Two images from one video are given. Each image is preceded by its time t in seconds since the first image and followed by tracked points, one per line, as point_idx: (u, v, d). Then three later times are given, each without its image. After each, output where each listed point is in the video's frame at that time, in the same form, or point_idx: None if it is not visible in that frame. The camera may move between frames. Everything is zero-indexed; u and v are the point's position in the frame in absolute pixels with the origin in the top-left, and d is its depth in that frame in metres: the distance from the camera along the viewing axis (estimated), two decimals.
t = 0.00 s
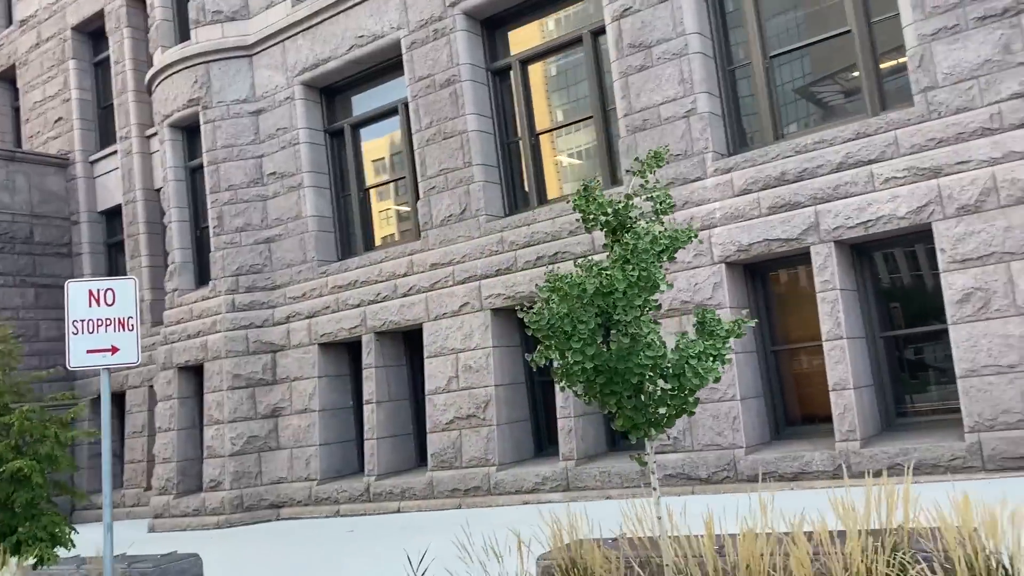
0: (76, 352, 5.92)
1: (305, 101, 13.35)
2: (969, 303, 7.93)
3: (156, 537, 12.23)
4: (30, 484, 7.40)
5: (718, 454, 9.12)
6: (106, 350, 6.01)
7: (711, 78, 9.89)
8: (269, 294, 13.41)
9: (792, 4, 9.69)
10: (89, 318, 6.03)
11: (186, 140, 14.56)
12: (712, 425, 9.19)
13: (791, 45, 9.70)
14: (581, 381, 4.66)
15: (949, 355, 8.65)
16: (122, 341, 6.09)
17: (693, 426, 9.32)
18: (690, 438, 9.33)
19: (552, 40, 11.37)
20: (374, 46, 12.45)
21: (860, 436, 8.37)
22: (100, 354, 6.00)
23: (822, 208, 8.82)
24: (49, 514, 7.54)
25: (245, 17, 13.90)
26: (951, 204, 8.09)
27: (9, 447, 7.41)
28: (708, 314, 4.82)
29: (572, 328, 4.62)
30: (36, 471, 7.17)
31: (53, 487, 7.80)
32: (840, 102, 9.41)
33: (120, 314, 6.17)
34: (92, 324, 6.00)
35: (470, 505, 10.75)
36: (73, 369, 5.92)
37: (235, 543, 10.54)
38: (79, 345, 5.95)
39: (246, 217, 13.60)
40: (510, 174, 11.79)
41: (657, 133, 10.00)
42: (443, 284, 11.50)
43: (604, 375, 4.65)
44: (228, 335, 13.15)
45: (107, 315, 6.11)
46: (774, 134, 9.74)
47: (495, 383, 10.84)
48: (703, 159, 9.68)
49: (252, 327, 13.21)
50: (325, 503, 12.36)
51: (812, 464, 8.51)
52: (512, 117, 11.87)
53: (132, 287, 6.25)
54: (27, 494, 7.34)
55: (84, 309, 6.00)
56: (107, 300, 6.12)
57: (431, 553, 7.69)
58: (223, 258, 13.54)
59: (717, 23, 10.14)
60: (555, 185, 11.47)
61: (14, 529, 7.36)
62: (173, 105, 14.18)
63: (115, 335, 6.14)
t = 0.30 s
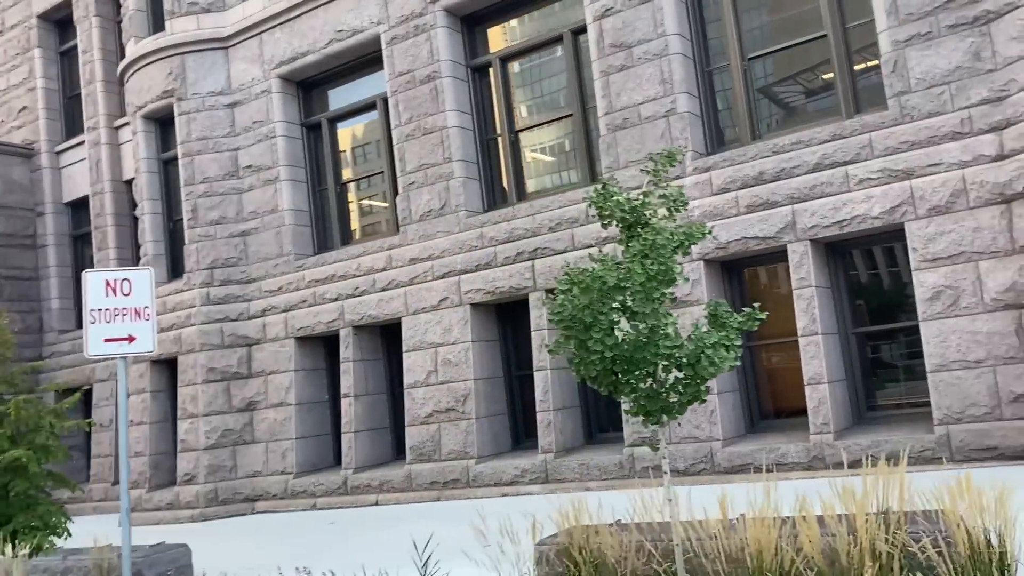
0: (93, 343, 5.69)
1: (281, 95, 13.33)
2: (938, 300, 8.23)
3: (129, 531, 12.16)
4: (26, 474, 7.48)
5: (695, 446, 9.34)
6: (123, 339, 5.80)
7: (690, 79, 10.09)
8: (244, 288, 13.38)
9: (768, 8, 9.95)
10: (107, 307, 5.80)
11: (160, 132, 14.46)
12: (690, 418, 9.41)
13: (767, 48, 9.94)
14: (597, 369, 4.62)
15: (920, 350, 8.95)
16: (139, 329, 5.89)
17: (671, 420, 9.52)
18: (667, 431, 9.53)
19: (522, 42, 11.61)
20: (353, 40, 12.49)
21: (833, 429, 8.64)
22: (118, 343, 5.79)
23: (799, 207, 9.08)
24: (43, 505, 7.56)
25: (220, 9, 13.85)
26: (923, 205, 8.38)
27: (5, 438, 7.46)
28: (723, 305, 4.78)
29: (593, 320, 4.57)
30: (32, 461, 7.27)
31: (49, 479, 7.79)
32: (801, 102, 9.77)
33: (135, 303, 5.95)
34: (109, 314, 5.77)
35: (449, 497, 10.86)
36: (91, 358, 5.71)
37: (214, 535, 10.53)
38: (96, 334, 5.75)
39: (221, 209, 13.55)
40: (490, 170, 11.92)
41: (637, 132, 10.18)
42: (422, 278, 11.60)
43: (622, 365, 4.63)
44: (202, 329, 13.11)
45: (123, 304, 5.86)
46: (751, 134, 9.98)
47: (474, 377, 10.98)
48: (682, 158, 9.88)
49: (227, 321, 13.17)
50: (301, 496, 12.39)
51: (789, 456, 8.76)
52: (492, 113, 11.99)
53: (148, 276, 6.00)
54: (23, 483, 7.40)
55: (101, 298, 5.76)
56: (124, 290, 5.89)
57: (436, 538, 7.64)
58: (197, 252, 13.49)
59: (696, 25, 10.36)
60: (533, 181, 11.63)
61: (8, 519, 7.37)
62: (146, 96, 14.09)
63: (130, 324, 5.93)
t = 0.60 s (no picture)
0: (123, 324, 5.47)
1: (271, 85, 13.39)
2: (919, 292, 8.54)
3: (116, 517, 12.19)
4: (37, 455, 7.47)
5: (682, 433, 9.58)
6: (152, 320, 5.58)
7: (679, 75, 10.33)
8: (232, 277, 13.43)
9: (754, 7, 10.22)
10: (136, 289, 5.60)
11: (146, 120, 14.44)
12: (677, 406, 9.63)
13: (754, 46, 10.20)
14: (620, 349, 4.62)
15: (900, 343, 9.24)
16: (168, 311, 5.66)
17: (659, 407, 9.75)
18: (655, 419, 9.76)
19: (514, 36, 11.78)
20: (344, 32, 12.59)
21: (817, 416, 8.94)
22: (146, 324, 5.57)
23: (785, 201, 9.35)
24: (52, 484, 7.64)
25: None
26: (905, 200, 8.68)
27: (12, 419, 7.35)
28: (740, 287, 4.79)
29: (619, 300, 4.57)
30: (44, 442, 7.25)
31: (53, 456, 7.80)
32: (786, 99, 10.04)
33: (165, 283, 5.71)
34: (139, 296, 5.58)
35: (439, 483, 11.04)
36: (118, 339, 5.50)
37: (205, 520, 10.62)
38: (124, 315, 5.52)
39: (208, 198, 13.59)
40: (479, 162, 12.08)
41: (627, 126, 10.40)
42: (413, 268, 11.74)
43: (644, 347, 4.63)
44: (189, 317, 13.16)
45: (152, 286, 5.64)
46: (739, 131, 10.25)
47: (464, 366, 11.14)
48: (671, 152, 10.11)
49: (214, 309, 13.23)
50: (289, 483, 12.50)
51: (776, 442, 9.02)
52: (482, 106, 12.15)
53: (177, 255, 5.76)
54: (35, 464, 7.42)
55: (131, 280, 5.57)
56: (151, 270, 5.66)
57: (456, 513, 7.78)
58: (185, 240, 13.51)
59: (685, 22, 10.59)
60: (523, 174, 11.81)
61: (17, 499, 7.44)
62: (133, 84, 14.08)
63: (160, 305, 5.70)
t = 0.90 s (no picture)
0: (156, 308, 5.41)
1: (259, 78, 13.45)
2: (900, 288, 8.87)
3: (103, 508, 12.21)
4: (48, 442, 7.85)
5: (670, 423, 9.84)
6: (183, 307, 5.55)
7: (668, 75, 10.58)
8: (218, 269, 13.47)
9: (739, 10, 10.50)
10: (167, 276, 5.57)
11: (131, 112, 14.43)
12: (665, 398, 9.89)
13: (741, 48, 10.47)
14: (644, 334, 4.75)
15: (881, 339, 9.56)
16: (199, 298, 5.64)
17: (647, 399, 10.01)
18: (644, 409, 10.01)
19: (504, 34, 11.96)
20: (334, 27, 12.69)
21: (800, 407, 9.25)
22: (177, 311, 5.55)
23: (771, 199, 9.63)
24: (62, 471, 7.93)
25: None
26: (887, 199, 9.00)
27: (25, 405, 7.81)
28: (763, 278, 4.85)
29: (644, 287, 4.71)
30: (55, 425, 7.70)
31: (63, 447, 8.15)
32: (770, 100, 10.32)
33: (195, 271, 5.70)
34: (171, 282, 5.54)
35: (428, 474, 11.22)
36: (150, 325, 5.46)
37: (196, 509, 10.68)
38: (156, 302, 5.47)
39: (195, 190, 13.61)
40: (468, 158, 12.25)
41: (616, 125, 10.63)
42: (402, 262, 11.88)
43: (665, 333, 4.77)
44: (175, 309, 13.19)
45: (182, 273, 5.63)
46: (723, 130, 10.52)
47: (454, 358, 11.33)
48: (660, 150, 10.36)
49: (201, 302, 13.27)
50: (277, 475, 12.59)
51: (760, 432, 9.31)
52: (471, 103, 12.33)
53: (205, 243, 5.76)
54: (46, 449, 7.79)
55: (162, 266, 5.52)
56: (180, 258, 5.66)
57: (469, 499, 8.03)
58: (171, 232, 13.54)
59: (673, 24, 10.85)
60: (512, 170, 12.00)
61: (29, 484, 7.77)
62: (118, 76, 14.06)
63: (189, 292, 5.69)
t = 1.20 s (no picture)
0: (193, 296, 5.21)
1: (254, 75, 13.56)
2: (885, 288, 9.20)
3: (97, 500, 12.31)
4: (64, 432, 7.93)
5: (662, 418, 10.14)
6: (218, 299, 5.40)
7: (661, 79, 10.84)
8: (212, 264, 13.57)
9: (731, 17, 10.77)
10: (202, 268, 5.43)
11: (124, 106, 14.48)
12: (658, 393, 10.19)
13: (734, 54, 10.71)
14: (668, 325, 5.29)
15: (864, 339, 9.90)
16: (234, 290, 5.49)
17: (640, 394, 10.31)
18: (636, 404, 10.32)
19: (498, 36, 12.19)
20: (330, 26, 12.84)
21: (788, 403, 9.55)
22: (212, 303, 5.40)
23: (762, 201, 9.92)
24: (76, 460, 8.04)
25: None
26: (874, 202, 9.32)
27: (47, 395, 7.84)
28: (779, 279, 5.28)
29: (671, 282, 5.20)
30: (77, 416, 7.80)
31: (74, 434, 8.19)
32: (760, 105, 10.58)
33: (228, 265, 5.56)
34: (207, 273, 5.39)
35: (422, 467, 11.43)
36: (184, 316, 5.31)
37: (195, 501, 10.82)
38: (191, 293, 5.33)
39: (189, 185, 13.70)
40: (463, 157, 12.47)
41: (611, 127, 10.90)
42: (398, 259, 12.07)
43: (686, 325, 5.27)
44: (169, 304, 13.29)
45: (217, 266, 5.48)
46: (715, 133, 10.74)
47: (449, 353, 11.56)
48: (653, 153, 10.62)
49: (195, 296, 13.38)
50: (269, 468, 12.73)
51: (749, 427, 9.62)
52: (466, 103, 12.54)
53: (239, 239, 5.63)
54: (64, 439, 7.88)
55: (198, 257, 5.39)
56: (213, 252, 5.54)
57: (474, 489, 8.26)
58: (164, 227, 13.62)
59: (666, 29, 11.11)
60: (506, 169, 12.23)
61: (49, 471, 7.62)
62: (111, 70, 14.11)
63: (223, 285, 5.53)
